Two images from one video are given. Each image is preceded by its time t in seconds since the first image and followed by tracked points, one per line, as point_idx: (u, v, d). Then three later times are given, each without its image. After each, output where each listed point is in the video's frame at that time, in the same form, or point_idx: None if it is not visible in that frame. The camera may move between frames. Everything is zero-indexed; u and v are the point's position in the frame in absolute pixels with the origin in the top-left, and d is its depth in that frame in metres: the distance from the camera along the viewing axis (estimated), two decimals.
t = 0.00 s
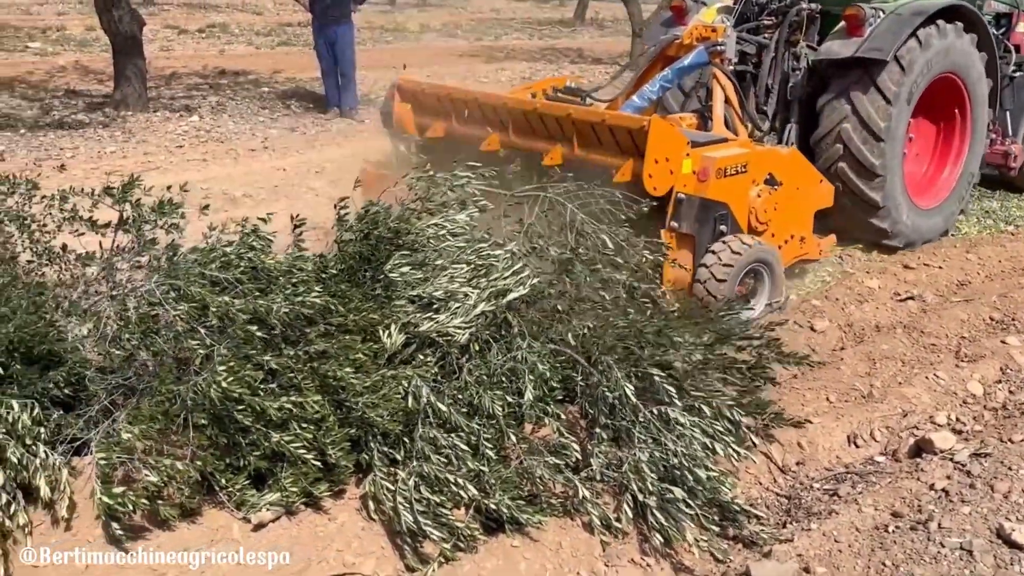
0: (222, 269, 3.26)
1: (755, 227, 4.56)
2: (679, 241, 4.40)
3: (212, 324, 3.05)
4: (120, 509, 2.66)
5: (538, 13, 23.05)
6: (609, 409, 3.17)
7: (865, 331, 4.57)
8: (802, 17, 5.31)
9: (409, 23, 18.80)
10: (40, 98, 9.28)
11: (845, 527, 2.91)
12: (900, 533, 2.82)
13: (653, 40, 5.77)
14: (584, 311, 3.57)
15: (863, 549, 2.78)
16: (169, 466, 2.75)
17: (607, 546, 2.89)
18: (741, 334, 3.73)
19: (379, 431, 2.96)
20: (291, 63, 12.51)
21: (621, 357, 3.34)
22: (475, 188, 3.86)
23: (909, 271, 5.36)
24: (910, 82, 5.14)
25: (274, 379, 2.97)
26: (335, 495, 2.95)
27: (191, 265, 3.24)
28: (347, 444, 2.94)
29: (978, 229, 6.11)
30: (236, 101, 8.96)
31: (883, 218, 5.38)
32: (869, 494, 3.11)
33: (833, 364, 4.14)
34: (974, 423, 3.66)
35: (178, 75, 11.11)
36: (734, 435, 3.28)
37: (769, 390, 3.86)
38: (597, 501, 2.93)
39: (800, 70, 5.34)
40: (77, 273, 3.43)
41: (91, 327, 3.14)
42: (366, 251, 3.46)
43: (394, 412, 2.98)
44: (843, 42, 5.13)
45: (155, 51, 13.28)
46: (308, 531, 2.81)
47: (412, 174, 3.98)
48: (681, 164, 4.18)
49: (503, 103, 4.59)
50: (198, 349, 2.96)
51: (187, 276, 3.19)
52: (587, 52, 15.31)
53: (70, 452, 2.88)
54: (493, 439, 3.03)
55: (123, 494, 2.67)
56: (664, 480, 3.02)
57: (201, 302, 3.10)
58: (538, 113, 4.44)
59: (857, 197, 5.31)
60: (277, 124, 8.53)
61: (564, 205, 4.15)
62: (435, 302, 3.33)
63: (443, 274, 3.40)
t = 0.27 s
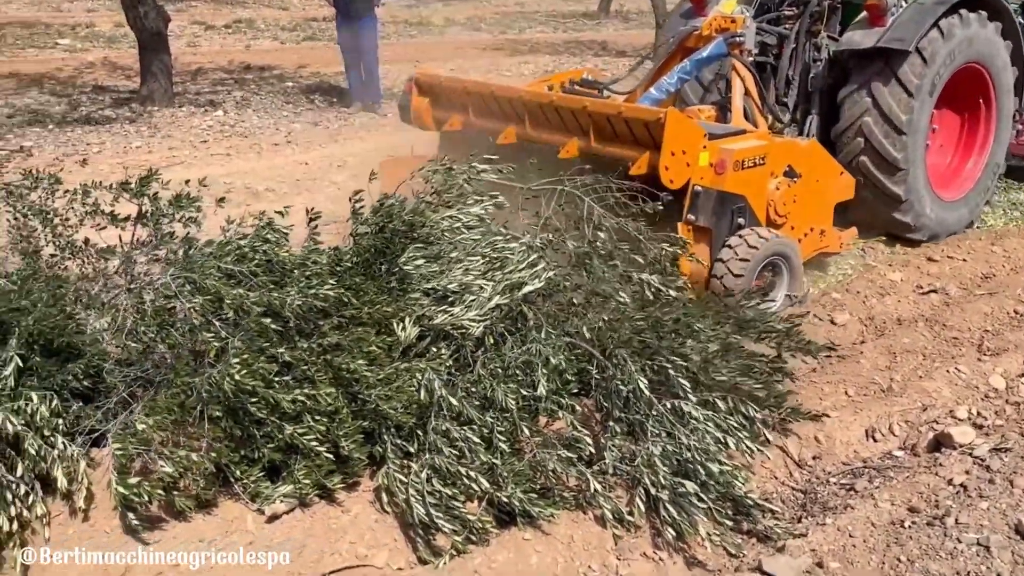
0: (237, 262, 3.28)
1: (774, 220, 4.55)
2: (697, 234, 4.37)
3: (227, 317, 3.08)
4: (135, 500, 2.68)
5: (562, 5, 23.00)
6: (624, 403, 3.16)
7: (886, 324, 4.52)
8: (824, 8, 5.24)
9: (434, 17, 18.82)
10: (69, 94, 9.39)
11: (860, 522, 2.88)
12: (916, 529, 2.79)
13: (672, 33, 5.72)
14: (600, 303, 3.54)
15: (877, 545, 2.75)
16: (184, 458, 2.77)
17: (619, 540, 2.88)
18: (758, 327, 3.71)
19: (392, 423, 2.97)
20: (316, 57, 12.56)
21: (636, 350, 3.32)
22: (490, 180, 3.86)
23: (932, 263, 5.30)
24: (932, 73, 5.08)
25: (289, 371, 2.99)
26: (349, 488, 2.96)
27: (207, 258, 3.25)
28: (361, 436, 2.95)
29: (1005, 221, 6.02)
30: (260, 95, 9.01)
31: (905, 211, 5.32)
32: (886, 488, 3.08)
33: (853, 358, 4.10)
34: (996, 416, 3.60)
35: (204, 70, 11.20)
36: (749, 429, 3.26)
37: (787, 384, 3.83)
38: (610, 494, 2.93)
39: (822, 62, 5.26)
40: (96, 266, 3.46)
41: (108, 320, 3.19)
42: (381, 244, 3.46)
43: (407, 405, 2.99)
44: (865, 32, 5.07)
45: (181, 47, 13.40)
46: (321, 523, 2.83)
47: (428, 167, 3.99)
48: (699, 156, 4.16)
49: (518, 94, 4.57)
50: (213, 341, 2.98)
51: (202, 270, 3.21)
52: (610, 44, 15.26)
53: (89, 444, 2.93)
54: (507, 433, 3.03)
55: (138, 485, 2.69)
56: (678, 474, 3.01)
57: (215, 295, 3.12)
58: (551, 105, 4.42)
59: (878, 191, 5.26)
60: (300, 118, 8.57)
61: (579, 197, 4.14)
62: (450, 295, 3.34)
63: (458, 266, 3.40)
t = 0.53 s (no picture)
0: (261, 252, 3.33)
1: (798, 211, 4.53)
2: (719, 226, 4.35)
3: (252, 306, 3.12)
4: (160, 485, 2.73)
5: None
6: (644, 393, 3.17)
7: (912, 316, 4.48)
8: None
9: (461, 10, 18.85)
10: (100, 88, 9.52)
11: (881, 513, 2.87)
12: (938, 520, 2.77)
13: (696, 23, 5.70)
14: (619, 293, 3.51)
15: (898, 536, 2.73)
16: (208, 444, 2.82)
17: (638, 529, 2.89)
18: (779, 319, 3.69)
19: (414, 412, 3.00)
20: (344, 51, 12.63)
21: (656, 341, 3.33)
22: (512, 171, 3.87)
23: (960, 256, 5.25)
24: (960, 63, 5.03)
25: (312, 360, 3.02)
26: (370, 475, 2.99)
27: (231, 248, 3.29)
28: (382, 424, 2.98)
29: None
30: (288, 89, 9.08)
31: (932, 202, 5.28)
32: (909, 480, 3.06)
33: (877, 350, 4.08)
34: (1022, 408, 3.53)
35: (234, 64, 11.29)
36: (770, 420, 3.26)
37: (810, 376, 3.82)
38: (629, 483, 2.94)
39: (848, 52, 5.23)
40: (123, 256, 3.52)
41: (135, 309, 3.23)
42: (403, 234, 3.48)
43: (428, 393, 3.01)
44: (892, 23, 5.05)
45: (211, 41, 13.52)
46: (343, 510, 2.86)
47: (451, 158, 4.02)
48: (722, 147, 4.15)
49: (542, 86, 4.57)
50: (237, 330, 3.02)
51: (227, 259, 3.25)
52: (637, 37, 15.19)
53: (116, 430, 2.98)
54: (528, 422, 3.05)
55: (163, 471, 2.73)
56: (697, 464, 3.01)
57: (239, 284, 3.16)
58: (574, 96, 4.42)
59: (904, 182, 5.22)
60: (327, 112, 8.63)
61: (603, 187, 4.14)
62: (471, 286, 3.36)
63: (480, 257, 3.43)
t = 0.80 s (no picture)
0: (288, 242, 3.39)
1: (821, 205, 4.54)
2: (743, 217, 4.35)
3: (279, 296, 3.18)
4: (190, 469, 2.80)
5: None
6: (665, 383, 3.19)
7: (935, 310, 4.48)
8: None
9: (487, 5, 18.89)
10: (130, 83, 9.66)
11: (901, 504, 2.87)
12: (958, 511, 2.78)
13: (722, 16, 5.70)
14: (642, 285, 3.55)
15: (919, 526, 2.74)
16: (237, 430, 2.89)
17: (658, 517, 2.94)
18: (801, 312, 3.70)
19: (437, 400, 3.05)
20: (369, 46, 12.72)
21: (678, 332, 3.35)
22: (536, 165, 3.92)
23: (984, 250, 5.23)
24: (986, 56, 5.02)
25: (338, 348, 3.08)
26: (395, 462, 3.04)
27: (260, 238, 3.35)
28: (406, 411, 3.04)
29: None
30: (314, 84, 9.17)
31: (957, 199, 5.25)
32: (929, 472, 3.07)
33: (900, 343, 4.09)
34: None
35: (261, 60, 11.40)
36: (790, 411, 3.28)
37: (831, 369, 3.84)
38: (649, 472, 2.98)
39: (873, 46, 5.23)
40: (153, 246, 3.59)
41: (166, 299, 3.30)
42: (428, 226, 3.55)
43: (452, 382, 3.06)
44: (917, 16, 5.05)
45: (239, 36, 13.66)
46: (368, 496, 2.91)
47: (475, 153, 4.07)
48: (745, 141, 4.16)
49: (567, 80, 4.60)
50: (265, 319, 3.08)
51: (255, 249, 3.31)
52: (662, 31, 15.17)
53: (148, 417, 3.05)
54: (550, 411, 3.10)
55: (193, 456, 2.81)
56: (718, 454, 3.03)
57: (268, 274, 3.22)
58: (600, 90, 4.44)
59: (929, 176, 5.20)
60: (353, 106, 8.71)
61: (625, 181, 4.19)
62: (494, 277, 3.41)
63: (503, 248, 3.48)
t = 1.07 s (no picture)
0: (318, 234, 3.51)
1: (835, 201, 4.64)
2: (758, 212, 4.45)
3: (310, 285, 3.30)
4: (227, 450, 2.90)
5: None
6: (681, 370, 3.31)
7: (946, 305, 4.57)
8: None
9: (500, 6, 19.00)
10: (151, 82, 9.81)
11: (910, 488, 2.97)
12: (965, 494, 2.87)
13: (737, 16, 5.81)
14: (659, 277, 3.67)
15: (927, 508, 2.83)
16: (271, 413, 3.01)
17: (675, 498, 3.04)
18: (815, 304, 3.78)
19: (462, 386, 3.17)
20: (385, 46, 12.85)
21: (694, 323, 3.46)
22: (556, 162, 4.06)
23: (995, 247, 5.31)
24: (997, 56, 5.10)
25: (366, 336, 3.19)
26: (421, 446, 3.16)
27: (291, 231, 3.47)
28: (432, 396, 3.15)
29: None
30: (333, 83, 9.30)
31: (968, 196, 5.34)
32: (938, 458, 3.17)
33: (910, 337, 4.19)
34: None
35: (278, 59, 11.55)
36: (803, 399, 3.39)
37: (843, 360, 3.94)
38: (667, 456, 3.09)
39: (886, 45, 5.32)
40: (186, 239, 3.71)
41: (200, 289, 3.43)
42: (452, 219, 3.68)
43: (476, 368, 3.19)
44: (930, 17, 5.13)
45: (256, 37, 13.81)
46: (395, 477, 3.03)
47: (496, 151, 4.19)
48: (760, 138, 4.26)
49: (584, 79, 4.70)
50: (298, 307, 3.19)
51: (287, 240, 3.43)
52: (675, 31, 15.26)
53: (184, 401, 3.18)
54: (570, 397, 3.21)
55: (230, 437, 2.91)
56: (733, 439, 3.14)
57: (299, 264, 3.35)
58: (617, 88, 4.55)
59: (941, 174, 5.29)
60: (371, 105, 8.84)
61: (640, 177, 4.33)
62: (516, 268, 3.52)
63: (524, 241, 3.59)
